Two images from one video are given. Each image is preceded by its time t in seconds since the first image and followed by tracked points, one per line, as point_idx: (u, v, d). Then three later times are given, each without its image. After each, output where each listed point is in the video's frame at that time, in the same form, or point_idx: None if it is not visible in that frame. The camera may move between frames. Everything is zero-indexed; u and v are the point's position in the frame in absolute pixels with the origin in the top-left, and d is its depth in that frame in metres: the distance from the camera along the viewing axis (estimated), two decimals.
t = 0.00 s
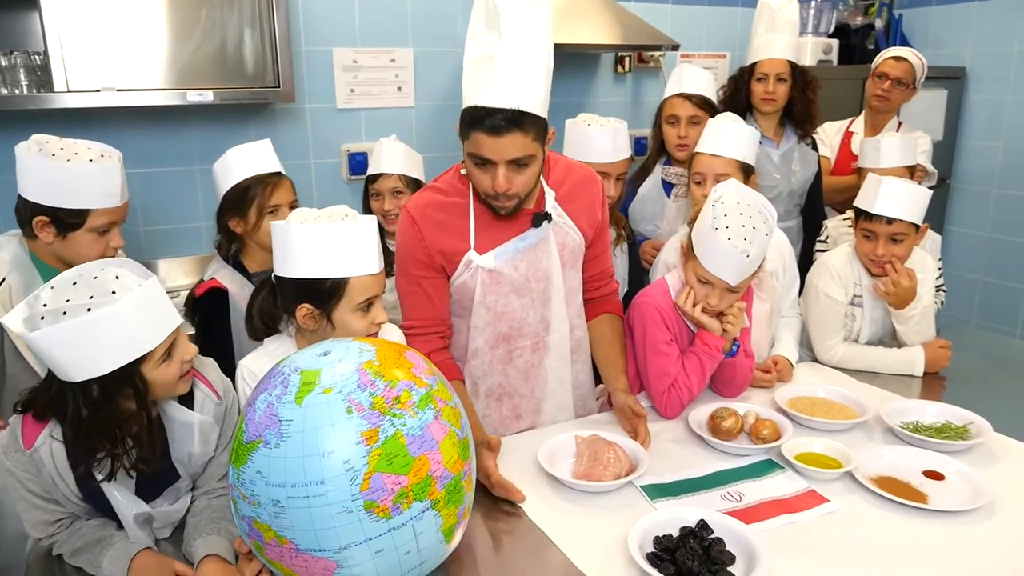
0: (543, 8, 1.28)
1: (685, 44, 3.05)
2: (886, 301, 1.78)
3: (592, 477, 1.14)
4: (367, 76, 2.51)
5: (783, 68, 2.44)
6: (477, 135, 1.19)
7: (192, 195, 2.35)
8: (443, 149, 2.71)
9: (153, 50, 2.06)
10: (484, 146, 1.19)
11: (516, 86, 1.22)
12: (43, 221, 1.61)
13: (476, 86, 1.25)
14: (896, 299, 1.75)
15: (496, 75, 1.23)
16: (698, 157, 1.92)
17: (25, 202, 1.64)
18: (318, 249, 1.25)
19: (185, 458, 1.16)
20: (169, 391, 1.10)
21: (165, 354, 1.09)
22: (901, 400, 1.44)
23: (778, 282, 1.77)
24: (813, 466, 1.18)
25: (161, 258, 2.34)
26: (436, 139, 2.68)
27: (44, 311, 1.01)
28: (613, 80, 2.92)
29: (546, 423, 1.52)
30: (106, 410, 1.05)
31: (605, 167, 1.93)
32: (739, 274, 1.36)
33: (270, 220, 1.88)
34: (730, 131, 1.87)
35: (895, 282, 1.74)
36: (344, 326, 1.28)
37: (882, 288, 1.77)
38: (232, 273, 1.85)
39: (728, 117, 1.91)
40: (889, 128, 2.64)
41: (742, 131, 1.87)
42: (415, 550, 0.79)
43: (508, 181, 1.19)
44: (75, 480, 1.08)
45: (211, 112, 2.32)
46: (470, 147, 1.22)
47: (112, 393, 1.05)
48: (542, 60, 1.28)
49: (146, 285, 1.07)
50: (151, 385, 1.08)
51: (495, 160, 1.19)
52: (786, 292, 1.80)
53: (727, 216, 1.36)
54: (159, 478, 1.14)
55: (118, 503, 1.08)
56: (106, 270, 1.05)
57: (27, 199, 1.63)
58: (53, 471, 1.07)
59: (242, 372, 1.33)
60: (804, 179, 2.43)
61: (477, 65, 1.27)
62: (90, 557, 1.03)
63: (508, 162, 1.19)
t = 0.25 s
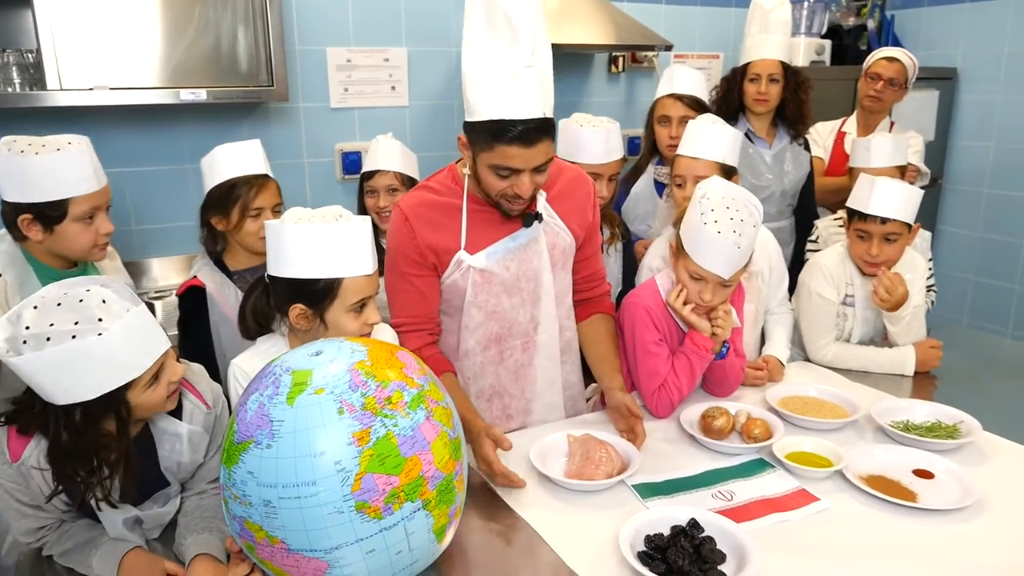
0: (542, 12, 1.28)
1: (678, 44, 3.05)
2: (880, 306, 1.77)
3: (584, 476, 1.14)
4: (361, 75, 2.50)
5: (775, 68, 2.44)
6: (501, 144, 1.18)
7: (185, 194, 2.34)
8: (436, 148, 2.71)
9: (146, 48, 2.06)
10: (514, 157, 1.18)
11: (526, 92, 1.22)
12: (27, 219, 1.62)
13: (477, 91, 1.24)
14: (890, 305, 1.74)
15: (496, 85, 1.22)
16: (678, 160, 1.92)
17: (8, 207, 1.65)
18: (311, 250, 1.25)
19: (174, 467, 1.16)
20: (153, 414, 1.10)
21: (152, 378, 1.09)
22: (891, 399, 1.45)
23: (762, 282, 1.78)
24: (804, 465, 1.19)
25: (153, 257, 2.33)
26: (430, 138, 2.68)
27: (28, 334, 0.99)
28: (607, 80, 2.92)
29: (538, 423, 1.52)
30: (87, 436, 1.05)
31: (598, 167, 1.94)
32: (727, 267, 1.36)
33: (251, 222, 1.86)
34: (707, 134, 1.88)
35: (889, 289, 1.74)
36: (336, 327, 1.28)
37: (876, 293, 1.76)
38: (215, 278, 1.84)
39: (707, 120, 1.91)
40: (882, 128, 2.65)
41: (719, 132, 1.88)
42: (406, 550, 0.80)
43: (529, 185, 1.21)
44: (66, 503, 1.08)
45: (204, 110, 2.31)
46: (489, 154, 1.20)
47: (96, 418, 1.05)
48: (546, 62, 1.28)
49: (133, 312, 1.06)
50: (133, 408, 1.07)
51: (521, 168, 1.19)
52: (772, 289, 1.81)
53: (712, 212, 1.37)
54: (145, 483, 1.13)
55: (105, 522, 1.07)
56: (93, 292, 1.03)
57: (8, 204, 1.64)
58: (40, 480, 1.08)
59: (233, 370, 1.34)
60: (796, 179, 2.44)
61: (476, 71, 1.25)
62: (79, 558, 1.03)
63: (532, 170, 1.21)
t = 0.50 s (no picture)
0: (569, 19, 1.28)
1: (669, 43, 3.06)
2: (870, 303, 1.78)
3: (575, 475, 1.14)
4: (352, 74, 2.50)
5: (766, 67, 2.45)
6: (525, 149, 1.19)
7: (176, 194, 2.33)
8: (428, 148, 2.71)
9: (136, 48, 2.05)
10: (537, 161, 1.19)
11: (547, 100, 1.22)
12: (9, 219, 1.62)
13: (495, 96, 1.24)
14: (879, 302, 1.75)
15: (516, 92, 1.22)
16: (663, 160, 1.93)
17: None
18: (299, 249, 1.25)
19: (163, 471, 1.15)
20: (141, 418, 1.08)
21: (142, 381, 1.08)
22: (881, 396, 1.46)
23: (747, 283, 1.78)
24: (794, 462, 1.20)
25: (144, 258, 2.32)
26: (421, 138, 2.68)
27: (24, 325, 0.99)
28: (598, 79, 2.92)
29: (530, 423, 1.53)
30: (71, 435, 1.04)
31: (590, 163, 1.92)
32: (717, 258, 1.36)
33: (233, 219, 1.85)
34: (689, 132, 1.89)
35: (878, 285, 1.75)
36: (327, 328, 1.28)
37: (865, 290, 1.77)
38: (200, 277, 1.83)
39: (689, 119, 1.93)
40: (873, 127, 2.67)
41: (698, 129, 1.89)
42: (396, 548, 0.80)
43: (546, 190, 1.23)
44: (52, 504, 1.07)
45: (194, 110, 2.31)
46: (510, 158, 1.20)
47: (82, 418, 1.04)
48: (570, 70, 1.29)
49: (132, 313, 1.05)
50: (122, 412, 1.06)
51: (542, 173, 1.21)
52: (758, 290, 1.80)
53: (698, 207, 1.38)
54: (134, 483, 1.14)
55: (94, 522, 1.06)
56: (93, 288, 1.03)
57: None
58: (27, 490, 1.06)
59: (223, 370, 1.34)
60: (787, 178, 2.46)
61: (496, 74, 1.25)
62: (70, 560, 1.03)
63: (551, 175, 1.22)
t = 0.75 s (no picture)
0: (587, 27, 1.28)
1: (663, 42, 3.06)
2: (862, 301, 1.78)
3: (570, 473, 1.15)
4: (346, 74, 2.50)
5: (759, 67, 2.47)
6: (548, 157, 1.19)
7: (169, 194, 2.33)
8: (422, 147, 2.70)
9: (128, 48, 2.05)
10: (556, 169, 1.20)
11: (568, 111, 1.21)
12: None
13: (514, 106, 1.22)
14: (871, 300, 1.75)
15: (537, 101, 1.21)
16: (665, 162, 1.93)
17: None
18: (293, 250, 1.25)
19: (158, 468, 1.15)
20: (135, 415, 1.08)
21: (135, 379, 1.07)
22: (873, 394, 1.47)
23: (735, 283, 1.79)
24: (788, 460, 1.20)
25: (138, 259, 2.32)
26: (415, 136, 2.68)
27: (16, 325, 0.99)
28: (592, 78, 2.93)
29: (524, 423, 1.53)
30: (66, 433, 1.04)
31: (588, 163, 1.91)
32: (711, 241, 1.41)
33: (207, 240, 1.86)
34: (689, 133, 1.89)
35: (870, 283, 1.75)
36: (321, 328, 1.28)
37: (857, 288, 1.77)
38: (178, 296, 1.86)
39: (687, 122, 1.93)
40: (866, 125, 2.68)
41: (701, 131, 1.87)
42: (390, 549, 0.80)
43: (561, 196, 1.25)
44: (47, 502, 1.07)
45: (187, 110, 2.30)
46: (533, 166, 1.20)
47: (76, 415, 1.04)
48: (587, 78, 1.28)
49: (123, 312, 1.05)
50: (116, 411, 1.06)
51: (561, 181, 1.22)
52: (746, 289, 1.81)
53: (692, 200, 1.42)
54: (130, 481, 1.13)
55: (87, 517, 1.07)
56: (85, 288, 1.03)
57: None
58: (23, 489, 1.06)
59: (218, 369, 1.34)
60: (780, 176, 2.47)
61: (515, 82, 1.23)
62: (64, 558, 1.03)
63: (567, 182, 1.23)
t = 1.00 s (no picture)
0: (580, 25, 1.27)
1: (659, 40, 3.06)
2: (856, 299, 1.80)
3: (561, 462, 1.15)
4: (341, 70, 2.50)
5: (758, 67, 2.49)
6: (537, 157, 1.19)
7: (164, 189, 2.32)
8: (418, 143, 2.70)
9: (123, 43, 2.04)
10: (544, 169, 1.20)
11: (558, 108, 1.21)
12: None
13: (505, 100, 1.21)
14: (864, 298, 1.77)
15: (527, 97, 1.21)
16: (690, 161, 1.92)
17: None
18: (291, 249, 1.25)
19: (152, 463, 1.15)
20: (133, 405, 1.08)
21: (135, 367, 1.08)
22: (866, 391, 1.47)
23: (739, 285, 1.81)
24: (780, 456, 1.20)
25: (132, 254, 2.32)
26: (411, 133, 2.68)
27: (16, 311, 0.99)
28: (588, 76, 2.93)
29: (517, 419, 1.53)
30: (64, 420, 1.05)
31: (582, 160, 1.91)
32: (705, 224, 1.45)
33: (206, 243, 1.85)
34: (720, 137, 1.87)
35: (863, 282, 1.77)
36: (317, 328, 1.28)
37: (850, 287, 1.79)
38: (175, 292, 1.87)
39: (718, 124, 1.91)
40: (861, 123, 2.68)
41: (732, 136, 1.86)
42: (381, 544, 0.80)
43: (550, 195, 1.25)
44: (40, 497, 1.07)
45: (182, 105, 2.29)
46: (522, 165, 1.20)
47: (74, 402, 1.04)
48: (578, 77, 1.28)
49: (124, 298, 1.05)
50: (114, 399, 1.06)
51: (550, 180, 1.22)
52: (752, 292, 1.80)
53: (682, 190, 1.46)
54: (124, 476, 1.13)
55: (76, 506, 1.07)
56: (85, 275, 1.03)
57: None
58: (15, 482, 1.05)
59: (212, 364, 1.33)
60: (775, 175, 2.47)
61: (506, 77, 1.23)
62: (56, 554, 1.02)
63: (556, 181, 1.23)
